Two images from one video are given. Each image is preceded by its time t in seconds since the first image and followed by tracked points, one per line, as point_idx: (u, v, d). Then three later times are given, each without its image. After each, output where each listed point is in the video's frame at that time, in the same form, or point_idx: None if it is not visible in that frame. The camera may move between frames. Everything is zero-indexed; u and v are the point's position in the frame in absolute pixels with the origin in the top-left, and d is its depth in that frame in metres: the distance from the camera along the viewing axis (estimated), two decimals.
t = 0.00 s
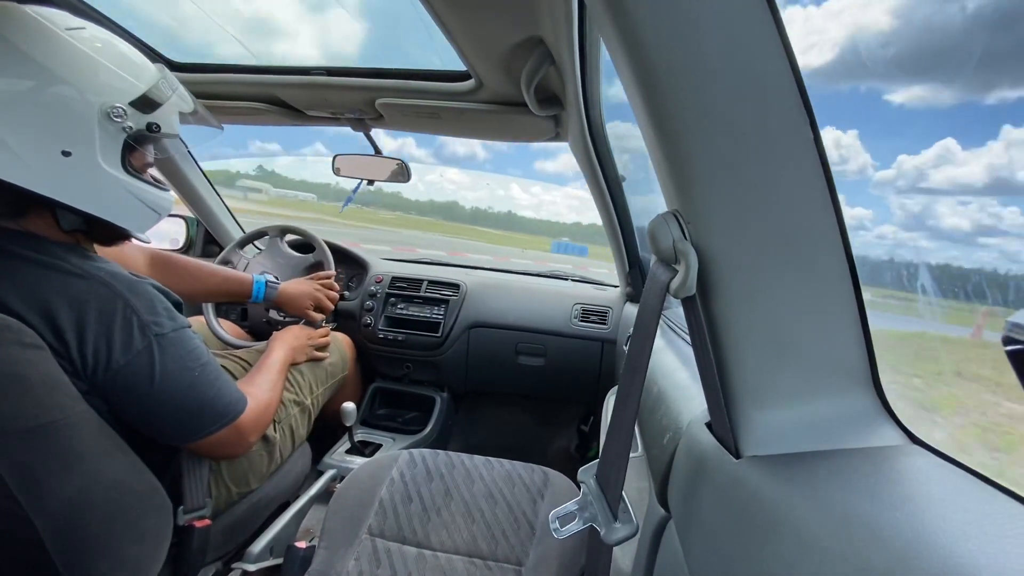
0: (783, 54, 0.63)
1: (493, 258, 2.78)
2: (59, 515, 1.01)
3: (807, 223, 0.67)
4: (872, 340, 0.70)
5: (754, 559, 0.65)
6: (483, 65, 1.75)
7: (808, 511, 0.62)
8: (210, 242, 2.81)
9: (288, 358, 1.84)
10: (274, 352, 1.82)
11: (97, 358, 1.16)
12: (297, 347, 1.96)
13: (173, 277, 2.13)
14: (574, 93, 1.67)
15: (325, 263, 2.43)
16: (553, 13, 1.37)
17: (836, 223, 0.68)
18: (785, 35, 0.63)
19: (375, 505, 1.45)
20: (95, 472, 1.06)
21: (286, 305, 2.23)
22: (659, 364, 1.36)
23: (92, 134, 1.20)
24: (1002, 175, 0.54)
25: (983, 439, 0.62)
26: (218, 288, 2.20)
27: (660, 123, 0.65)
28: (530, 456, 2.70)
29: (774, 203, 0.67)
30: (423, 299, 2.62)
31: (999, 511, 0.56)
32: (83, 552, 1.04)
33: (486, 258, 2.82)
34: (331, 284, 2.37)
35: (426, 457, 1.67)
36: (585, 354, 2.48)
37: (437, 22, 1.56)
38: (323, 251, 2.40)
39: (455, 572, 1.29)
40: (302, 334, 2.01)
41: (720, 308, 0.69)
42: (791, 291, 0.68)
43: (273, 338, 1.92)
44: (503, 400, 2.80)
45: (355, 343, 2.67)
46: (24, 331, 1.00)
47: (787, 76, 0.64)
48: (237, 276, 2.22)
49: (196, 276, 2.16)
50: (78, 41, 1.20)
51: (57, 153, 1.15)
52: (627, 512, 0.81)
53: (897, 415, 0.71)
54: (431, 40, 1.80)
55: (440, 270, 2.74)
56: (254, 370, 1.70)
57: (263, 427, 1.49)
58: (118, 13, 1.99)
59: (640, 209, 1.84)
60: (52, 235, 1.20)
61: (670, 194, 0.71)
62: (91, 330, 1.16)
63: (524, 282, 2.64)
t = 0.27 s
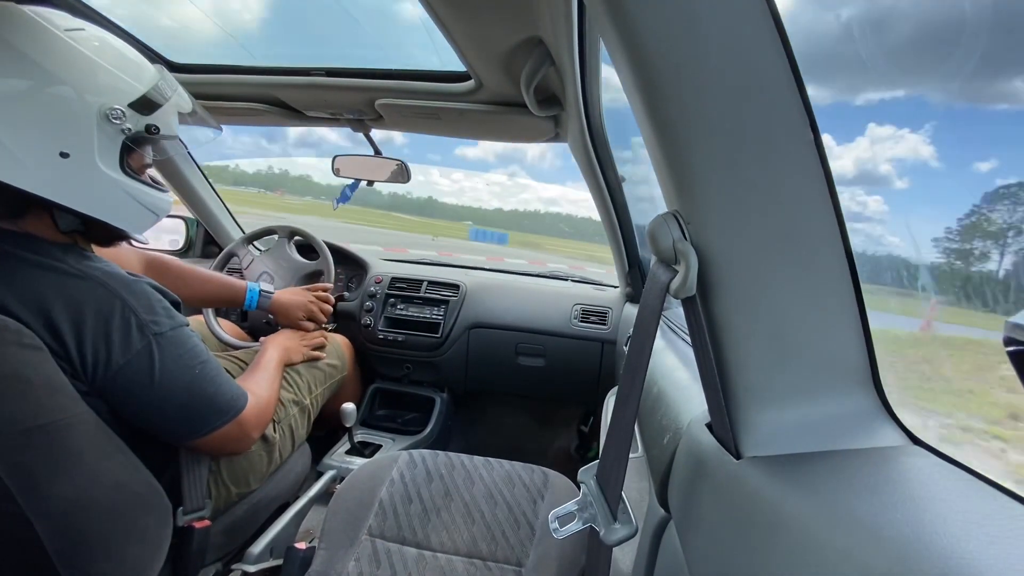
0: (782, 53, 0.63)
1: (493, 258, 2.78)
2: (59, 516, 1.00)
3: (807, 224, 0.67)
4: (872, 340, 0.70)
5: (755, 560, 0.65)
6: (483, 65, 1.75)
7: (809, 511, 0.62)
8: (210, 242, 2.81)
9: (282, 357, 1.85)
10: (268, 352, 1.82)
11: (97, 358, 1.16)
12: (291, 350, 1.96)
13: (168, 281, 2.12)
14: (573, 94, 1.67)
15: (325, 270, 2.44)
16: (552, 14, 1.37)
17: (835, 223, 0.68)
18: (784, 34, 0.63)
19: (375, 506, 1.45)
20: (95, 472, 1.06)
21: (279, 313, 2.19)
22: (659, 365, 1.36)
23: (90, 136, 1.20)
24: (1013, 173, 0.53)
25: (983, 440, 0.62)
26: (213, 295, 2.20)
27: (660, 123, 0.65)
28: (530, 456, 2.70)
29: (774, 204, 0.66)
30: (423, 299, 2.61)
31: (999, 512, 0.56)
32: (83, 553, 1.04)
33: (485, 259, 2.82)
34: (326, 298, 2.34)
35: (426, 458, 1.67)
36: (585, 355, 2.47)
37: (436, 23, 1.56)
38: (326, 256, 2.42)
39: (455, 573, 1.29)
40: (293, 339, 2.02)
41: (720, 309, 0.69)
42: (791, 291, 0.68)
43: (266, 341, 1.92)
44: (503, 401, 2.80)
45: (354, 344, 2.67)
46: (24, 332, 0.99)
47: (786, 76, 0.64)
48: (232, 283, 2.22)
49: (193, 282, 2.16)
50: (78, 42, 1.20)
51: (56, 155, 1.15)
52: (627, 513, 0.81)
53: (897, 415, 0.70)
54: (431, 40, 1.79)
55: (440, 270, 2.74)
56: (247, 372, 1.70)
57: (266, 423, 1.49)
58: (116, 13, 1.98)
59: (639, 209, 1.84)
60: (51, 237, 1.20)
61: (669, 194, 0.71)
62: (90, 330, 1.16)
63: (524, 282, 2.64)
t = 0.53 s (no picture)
0: (783, 54, 0.63)
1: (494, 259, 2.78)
2: (62, 515, 1.01)
3: (809, 225, 0.67)
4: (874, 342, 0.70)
5: (756, 559, 0.65)
6: (484, 66, 1.75)
7: (812, 512, 0.62)
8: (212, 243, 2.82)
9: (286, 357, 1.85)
10: (272, 351, 1.83)
11: (101, 358, 1.16)
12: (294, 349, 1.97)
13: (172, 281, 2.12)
14: (575, 94, 1.67)
15: (326, 267, 2.44)
16: (554, 14, 1.37)
17: (837, 225, 0.68)
18: (785, 35, 0.63)
19: (376, 507, 1.45)
20: (98, 472, 1.06)
21: (281, 313, 2.19)
22: (660, 366, 1.36)
23: (99, 136, 1.20)
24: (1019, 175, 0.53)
25: (986, 442, 0.62)
26: (215, 296, 2.20)
27: (662, 124, 0.65)
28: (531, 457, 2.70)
29: (775, 204, 0.66)
30: (424, 300, 2.62)
31: (1002, 514, 0.56)
32: (87, 552, 1.04)
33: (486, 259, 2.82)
34: (329, 296, 2.35)
35: (427, 458, 1.67)
36: (586, 356, 2.47)
37: (438, 23, 1.56)
38: (327, 255, 2.43)
39: (456, 573, 1.29)
40: (298, 338, 2.02)
41: (721, 310, 0.69)
42: (794, 292, 0.68)
43: (270, 339, 1.93)
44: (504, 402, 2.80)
45: (355, 344, 2.67)
46: (29, 332, 0.99)
47: (788, 76, 0.64)
48: (235, 283, 2.23)
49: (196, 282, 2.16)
50: (85, 45, 1.21)
51: (65, 155, 1.15)
52: (628, 514, 0.81)
53: (899, 417, 0.70)
54: (432, 41, 1.80)
55: (442, 271, 2.74)
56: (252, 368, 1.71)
57: (269, 420, 1.50)
58: (119, 14, 1.98)
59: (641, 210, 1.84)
60: (56, 236, 1.20)
61: (671, 195, 0.71)
62: (95, 330, 1.16)
63: (525, 283, 2.64)
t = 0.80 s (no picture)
0: (783, 54, 0.63)
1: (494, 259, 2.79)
2: (62, 515, 1.01)
3: (809, 224, 0.67)
4: (874, 341, 0.70)
5: (757, 557, 0.65)
6: (485, 65, 1.75)
7: (811, 510, 0.62)
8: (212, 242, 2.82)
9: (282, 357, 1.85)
10: (269, 351, 1.83)
11: (100, 356, 1.16)
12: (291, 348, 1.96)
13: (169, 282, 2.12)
14: (575, 93, 1.67)
15: (327, 269, 2.45)
16: (555, 14, 1.36)
17: (837, 224, 0.68)
18: (786, 35, 0.63)
19: (377, 506, 1.45)
20: (98, 470, 1.06)
21: (280, 315, 2.18)
22: (660, 364, 1.36)
23: (116, 138, 1.22)
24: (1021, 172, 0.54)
25: (987, 440, 0.62)
26: (213, 297, 2.20)
27: (662, 123, 0.65)
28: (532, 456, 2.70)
29: (775, 204, 0.66)
30: (424, 299, 2.62)
31: (1002, 512, 0.56)
32: (87, 552, 1.04)
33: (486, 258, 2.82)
34: (328, 298, 2.34)
35: (428, 457, 1.67)
36: (587, 354, 2.47)
37: (438, 23, 1.56)
38: (327, 257, 2.43)
39: (457, 572, 1.29)
40: (293, 339, 2.02)
41: (721, 309, 0.69)
42: (795, 291, 0.68)
43: (266, 339, 1.93)
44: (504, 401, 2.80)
45: (356, 343, 2.68)
46: (28, 332, 1.00)
47: (788, 76, 0.64)
48: (232, 284, 2.22)
49: (193, 283, 2.16)
50: (105, 52, 1.23)
51: (81, 152, 1.16)
52: (628, 513, 0.81)
53: (899, 416, 0.70)
54: (432, 40, 1.79)
55: (442, 270, 2.74)
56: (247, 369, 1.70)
57: (269, 421, 1.50)
58: (119, 14, 1.98)
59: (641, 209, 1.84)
60: (58, 234, 1.19)
61: (671, 195, 0.71)
62: (95, 328, 1.16)
63: (525, 282, 2.64)
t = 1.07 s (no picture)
0: (781, 56, 0.64)
1: (493, 260, 2.79)
2: (59, 516, 1.00)
3: (807, 226, 0.67)
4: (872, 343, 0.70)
5: (753, 559, 0.65)
6: (483, 66, 1.75)
7: (809, 512, 0.62)
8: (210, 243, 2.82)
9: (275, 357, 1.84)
10: (262, 352, 1.82)
11: (97, 358, 1.16)
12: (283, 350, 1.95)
13: (164, 283, 2.12)
14: (574, 93, 1.67)
15: (325, 274, 2.46)
16: (553, 14, 1.36)
17: (835, 226, 0.68)
18: (784, 36, 0.63)
19: (375, 507, 1.45)
20: (95, 471, 1.06)
21: (272, 317, 2.19)
22: (659, 365, 1.37)
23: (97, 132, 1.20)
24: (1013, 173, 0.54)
25: (984, 444, 0.62)
26: (209, 297, 2.19)
27: (660, 123, 0.65)
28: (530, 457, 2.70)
29: (772, 205, 0.66)
30: (422, 300, 2.61)
31: (997, 514, 0.57)
32: (84, 553, 1.04)
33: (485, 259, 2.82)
34: (323, 304, 2.34)
35: (425, 458, 1.67)
36: (585, 355, 2.47)
37: (437, 23, 1.56)
38: (326, 261, 2.44)
39: (454, 573, 1.29)
40: (286, 339, 2.00)
41: (719, 310, 0.69)
42: (792, 293, 0.68)
43: (259, 339, 1.92)
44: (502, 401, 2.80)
45: (354, 344, 2.67)
46: (23, 333, 1.00)
47: (786, 77, 0.64)
48: (228, 285, 2.22)
49: (189, 284, 2.16)
50: (88, 44, 1.21)
51: (60, 148, 1.14)
52: (626, 514, 0.81)
53: (896, 417, 0.71)
54: (430, 41, 1.79)
55: (440, 271, 2.74)
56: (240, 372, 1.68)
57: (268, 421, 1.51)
58: (116, 14, 1.98)
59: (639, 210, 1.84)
60: (49, 234, 1.20)
61: (669, 196, 0.71)
62: (91, 330, 1.16)
63: (523, 283, 2.64)
